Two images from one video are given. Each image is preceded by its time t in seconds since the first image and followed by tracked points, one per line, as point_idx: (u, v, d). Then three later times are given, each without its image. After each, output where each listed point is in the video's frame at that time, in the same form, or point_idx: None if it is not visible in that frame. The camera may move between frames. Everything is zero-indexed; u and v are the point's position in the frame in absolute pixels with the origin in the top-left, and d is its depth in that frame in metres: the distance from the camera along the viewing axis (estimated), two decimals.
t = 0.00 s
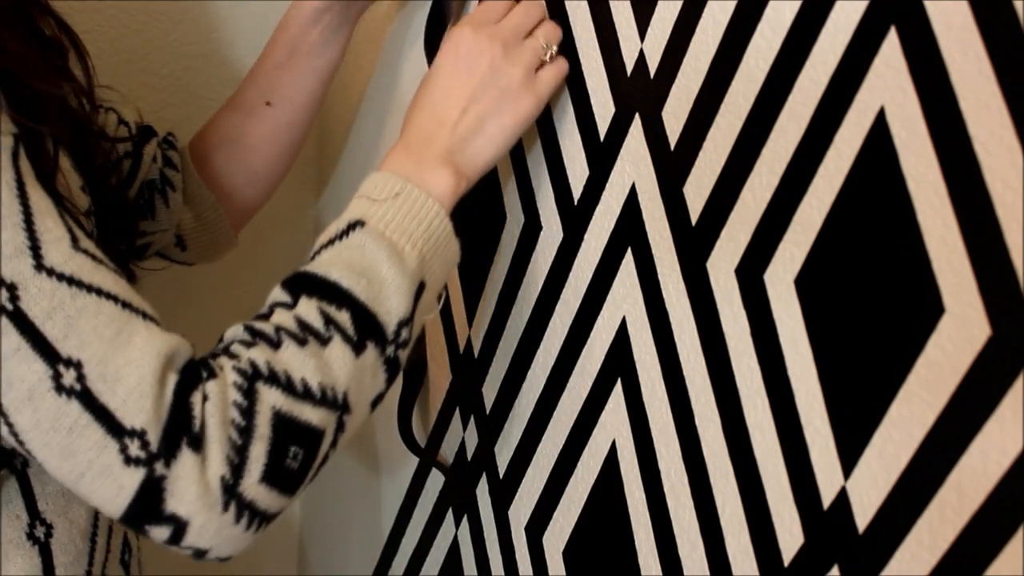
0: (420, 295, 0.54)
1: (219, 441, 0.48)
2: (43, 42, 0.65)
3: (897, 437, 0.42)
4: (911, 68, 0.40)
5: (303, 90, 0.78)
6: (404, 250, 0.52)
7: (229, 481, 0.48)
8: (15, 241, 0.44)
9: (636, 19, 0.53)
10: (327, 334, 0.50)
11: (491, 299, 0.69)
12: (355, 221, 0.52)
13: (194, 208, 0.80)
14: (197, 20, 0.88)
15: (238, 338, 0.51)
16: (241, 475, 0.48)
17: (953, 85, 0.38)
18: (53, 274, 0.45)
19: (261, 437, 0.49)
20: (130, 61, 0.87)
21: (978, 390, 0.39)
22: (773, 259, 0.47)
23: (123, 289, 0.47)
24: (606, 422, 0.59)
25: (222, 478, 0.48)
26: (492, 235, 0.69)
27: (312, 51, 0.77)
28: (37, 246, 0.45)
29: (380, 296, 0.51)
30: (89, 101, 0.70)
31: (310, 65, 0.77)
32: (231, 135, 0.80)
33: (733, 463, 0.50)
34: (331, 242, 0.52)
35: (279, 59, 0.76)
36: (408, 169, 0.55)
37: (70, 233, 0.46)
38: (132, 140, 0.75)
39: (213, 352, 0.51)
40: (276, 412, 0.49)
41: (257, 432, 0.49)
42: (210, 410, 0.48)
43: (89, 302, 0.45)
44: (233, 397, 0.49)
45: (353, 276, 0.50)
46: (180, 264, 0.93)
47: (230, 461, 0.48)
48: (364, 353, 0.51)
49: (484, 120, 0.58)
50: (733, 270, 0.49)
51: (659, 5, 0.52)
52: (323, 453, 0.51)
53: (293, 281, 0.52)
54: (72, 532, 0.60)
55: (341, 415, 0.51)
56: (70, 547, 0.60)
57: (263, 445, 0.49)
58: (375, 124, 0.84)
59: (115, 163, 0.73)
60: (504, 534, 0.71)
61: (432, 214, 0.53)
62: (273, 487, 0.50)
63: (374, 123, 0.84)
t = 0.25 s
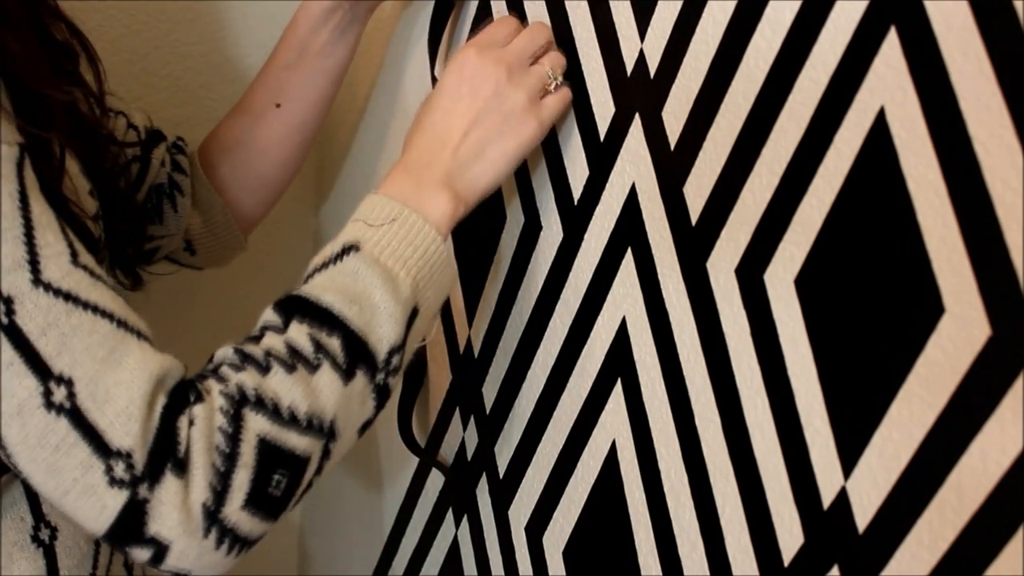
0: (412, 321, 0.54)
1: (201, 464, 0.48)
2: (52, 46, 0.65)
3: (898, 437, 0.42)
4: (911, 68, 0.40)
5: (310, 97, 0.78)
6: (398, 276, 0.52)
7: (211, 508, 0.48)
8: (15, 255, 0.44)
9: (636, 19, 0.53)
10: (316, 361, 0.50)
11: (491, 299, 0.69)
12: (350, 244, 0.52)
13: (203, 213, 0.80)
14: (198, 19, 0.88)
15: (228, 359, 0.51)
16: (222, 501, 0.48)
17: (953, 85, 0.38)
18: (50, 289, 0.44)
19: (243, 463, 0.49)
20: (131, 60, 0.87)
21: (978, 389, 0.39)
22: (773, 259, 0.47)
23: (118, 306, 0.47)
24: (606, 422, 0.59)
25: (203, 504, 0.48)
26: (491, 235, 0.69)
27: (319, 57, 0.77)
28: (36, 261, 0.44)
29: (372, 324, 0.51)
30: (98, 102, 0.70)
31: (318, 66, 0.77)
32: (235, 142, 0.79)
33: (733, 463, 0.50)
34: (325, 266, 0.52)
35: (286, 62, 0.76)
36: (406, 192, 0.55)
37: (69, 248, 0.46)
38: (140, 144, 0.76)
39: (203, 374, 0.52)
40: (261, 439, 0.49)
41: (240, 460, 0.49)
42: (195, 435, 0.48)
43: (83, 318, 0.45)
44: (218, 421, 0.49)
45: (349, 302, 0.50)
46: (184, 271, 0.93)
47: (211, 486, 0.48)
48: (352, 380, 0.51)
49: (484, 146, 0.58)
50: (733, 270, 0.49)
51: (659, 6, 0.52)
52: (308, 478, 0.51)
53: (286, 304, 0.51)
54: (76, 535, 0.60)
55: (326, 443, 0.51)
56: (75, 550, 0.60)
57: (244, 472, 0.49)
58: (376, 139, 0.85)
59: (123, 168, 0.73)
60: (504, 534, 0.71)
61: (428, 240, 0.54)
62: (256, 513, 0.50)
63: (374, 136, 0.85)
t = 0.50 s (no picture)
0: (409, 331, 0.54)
1: (199, 476, 0.48)
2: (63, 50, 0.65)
3: (897, 437, 0.42)
4: (910, 68, 0.40)
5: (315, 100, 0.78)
6: (395, 286, 0.53)
7: (207, 518, 0.48)
8: (18, 262, 0.44)
9: (636, 19, 0.53)
10: (314, 371, 0.50)
11: (491, 298, 0.69)
12: (348, 254, 0.52)
13: (209, 219, 0.80)
14: (195, 19, 0.88)
15: (227, 369, 0.51)
16: (218, 511, 0.48)
17: (953, 85, 0.38)
18: (53, 297, 0.45)
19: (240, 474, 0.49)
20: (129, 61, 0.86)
21: (978, 390, 0.39)
22: (773, 259, 0.47)
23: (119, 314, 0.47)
24: (606, 422, 0.59)
25: (199, 514, 0.48)
26: (491, 235, 0.69)
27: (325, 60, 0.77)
28: (40, 268, 0.44)
29: (370, 334, 0.51)
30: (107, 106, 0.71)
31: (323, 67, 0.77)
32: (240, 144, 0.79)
33: (733, 463, 0.50)
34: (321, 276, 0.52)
35: (291, 65, 0.76)
36: (404, 202, 0.55)
37: (71, 254, 0.46)
38: (149, 150, 0.75)
39: (201, 384, 0.51)
40: (258, 450, 0.49)
41: (237, 470, 0.48)
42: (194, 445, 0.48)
43: (85, 326, 0.45)
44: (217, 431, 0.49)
45: (346, 311, 0.50)
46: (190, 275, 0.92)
47: (207, 496, 0.48)
48: (349, 392, 0.51)
49: (484, 154, 0.58)
50: (733, 270, 0.49)
51: (659, 5, 0.52)
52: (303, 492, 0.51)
53: (283, 313, 0.51)
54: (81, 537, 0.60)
55: (323, 454, 0.51)
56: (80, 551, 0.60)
57: (240, 482, 0.49)
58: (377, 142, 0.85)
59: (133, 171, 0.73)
60: (504, 534, 0.71)
61: (426, 249, 0.54)
62: (250, 524, 0.49)
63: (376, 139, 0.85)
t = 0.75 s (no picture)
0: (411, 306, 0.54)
1: (230, 456, 0.48)
2: (75, 52, 0.65)
3: (897, 437, 0.42)
4: (910, 68, 0.40)
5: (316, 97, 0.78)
6: (396, 263, 0.53)
7: (240, 497, 0.49)
8: (48, 254, 0.45)
9: (636, 19, 0.53)
10: (327, 350, 0.50)
11: (491, 298, 0.69)
12: (348, 236, 0.53)
13: (214, 220, 0.80)
14: (196, 19, 0.88)
15: (245, 353, 0.51)
16: (250, 490, 0.49)
17: (953, 85, 0.38)
18: (82, 287, 0.45)
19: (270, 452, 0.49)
20: (132, 64, 0.87)
21: (978, 390, 0.39)
22: (773, 259, 0.47)
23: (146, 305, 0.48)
24: (606, 422, 0.59)
25: (233, 493, 0.49)
26: (491, 235, 0.69)
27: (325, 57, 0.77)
28: (68, 262, 0.45)
29: (376, 311, 0.51)
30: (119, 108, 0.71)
31: (322, 65, 0.77)
32: (243, 143, 0.79)
33: (734, 463, 0.50)
34: (321, 260, 0.53)
35: (290, 64, 0.76)
36: (395, 183, 0.55)
37: (98, 247, 0.47)
38: (156, 152, 0.75)
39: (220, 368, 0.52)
40: (284, 429, 0.49)
41: (267, 449, 0.49)
42: (222, 426, 0.48)
43: (116, 315, 0.46)
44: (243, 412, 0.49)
45: (352, 290, 0.51)
46: (198, 275, 0.92)
47: (239, 476, 0.49)
48: (362, 367, 0.52)
49: (465, 132, 0.59)
50: (733, 270, 0.49)
51: (659, 5, 0.52)
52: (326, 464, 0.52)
53: (291, 298, 0.52)
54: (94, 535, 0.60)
55: (343, 429, 0.52)
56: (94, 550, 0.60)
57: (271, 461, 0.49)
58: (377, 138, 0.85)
59: (142, 170, 0.73)
60: (504, 534, 0.71)
61: (421, 227, 0.54)
62: (280, 500, 0.50)
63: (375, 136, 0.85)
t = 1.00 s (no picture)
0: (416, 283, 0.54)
1: (249, 434, 0.48)
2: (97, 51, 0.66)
3: (897, 437, 0.42)
4: (910, 68, 0.40)
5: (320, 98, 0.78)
6: (396, 242, 0.53)
7: (263, 474, 0.48)
8: (66, 240, 0.45)
9: (636, 19, 0.53)
10: (336, 328, 0.50)
11: (491, 298, 0.69)
12: (347, 223, 0.53)
13: (226, 224, 0.80)
14: (199, 20, 0.88)
15: (256, 338, 0.51)
16: (273, 467, 0.48)
17: (953, 85, 0.38)
18: (101, 274, 0.45)
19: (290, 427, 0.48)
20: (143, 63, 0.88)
21: (978, 390, 0.39)
22: (773, 259, 0.47)
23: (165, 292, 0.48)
24: (606, 422, 0.59)
25: (256, 470, 0.48)
26: (491, 236, 0.69)
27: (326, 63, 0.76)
28: (86, 247, 0.45)
29: (381, 286, 0.51)
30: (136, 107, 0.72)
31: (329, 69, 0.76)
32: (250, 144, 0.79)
33: (734, 463, 0.50)
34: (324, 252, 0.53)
35: (297, 69, 0.76)
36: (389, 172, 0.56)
37: (115, 237, 0.47)
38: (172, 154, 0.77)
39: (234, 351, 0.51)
40: (301, 405, 0.49)
41: (287, 425, 0.48)
42: (243, 404, 0.48)
43: (133, 301, 0.46)
44: (260, 390, 0.48)
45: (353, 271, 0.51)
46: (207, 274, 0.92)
47: (259, 454, 0.48)
48: (372, 342, 0.51)
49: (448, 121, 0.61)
50: (733, 270, 0.49)
51: (659, 6, 0.52)
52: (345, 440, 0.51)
53: (299, 283, 0.52)
54: (104, 528, 0.60)
55: (360, 405, 0.51)
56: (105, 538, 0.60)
57: (292, 437, 0.49)
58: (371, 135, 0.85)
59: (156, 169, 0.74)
60: (504, 534, 0.71)
61: (418, 206, 0.54)
62: (303, 476, 0.50)
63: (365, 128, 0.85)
